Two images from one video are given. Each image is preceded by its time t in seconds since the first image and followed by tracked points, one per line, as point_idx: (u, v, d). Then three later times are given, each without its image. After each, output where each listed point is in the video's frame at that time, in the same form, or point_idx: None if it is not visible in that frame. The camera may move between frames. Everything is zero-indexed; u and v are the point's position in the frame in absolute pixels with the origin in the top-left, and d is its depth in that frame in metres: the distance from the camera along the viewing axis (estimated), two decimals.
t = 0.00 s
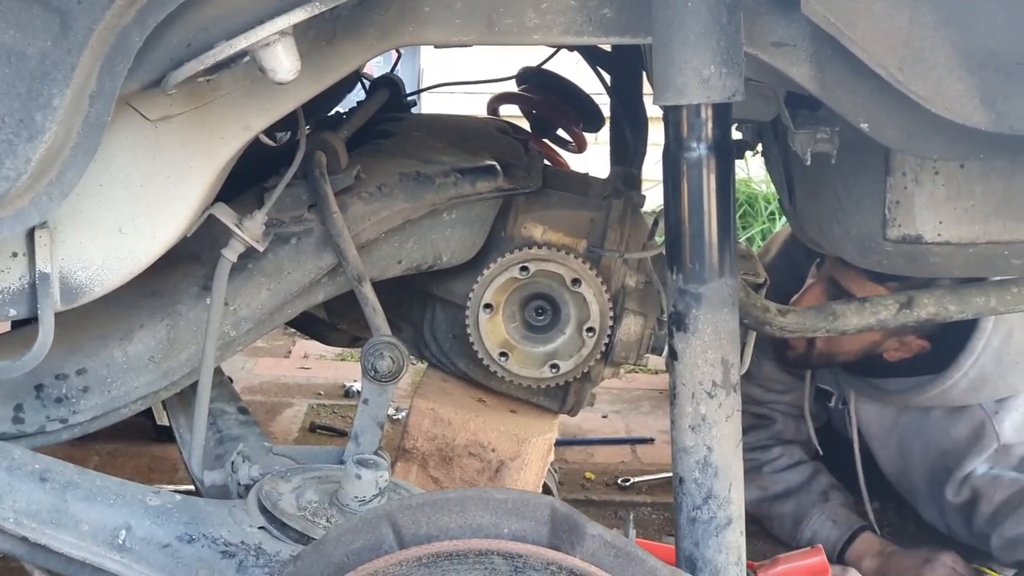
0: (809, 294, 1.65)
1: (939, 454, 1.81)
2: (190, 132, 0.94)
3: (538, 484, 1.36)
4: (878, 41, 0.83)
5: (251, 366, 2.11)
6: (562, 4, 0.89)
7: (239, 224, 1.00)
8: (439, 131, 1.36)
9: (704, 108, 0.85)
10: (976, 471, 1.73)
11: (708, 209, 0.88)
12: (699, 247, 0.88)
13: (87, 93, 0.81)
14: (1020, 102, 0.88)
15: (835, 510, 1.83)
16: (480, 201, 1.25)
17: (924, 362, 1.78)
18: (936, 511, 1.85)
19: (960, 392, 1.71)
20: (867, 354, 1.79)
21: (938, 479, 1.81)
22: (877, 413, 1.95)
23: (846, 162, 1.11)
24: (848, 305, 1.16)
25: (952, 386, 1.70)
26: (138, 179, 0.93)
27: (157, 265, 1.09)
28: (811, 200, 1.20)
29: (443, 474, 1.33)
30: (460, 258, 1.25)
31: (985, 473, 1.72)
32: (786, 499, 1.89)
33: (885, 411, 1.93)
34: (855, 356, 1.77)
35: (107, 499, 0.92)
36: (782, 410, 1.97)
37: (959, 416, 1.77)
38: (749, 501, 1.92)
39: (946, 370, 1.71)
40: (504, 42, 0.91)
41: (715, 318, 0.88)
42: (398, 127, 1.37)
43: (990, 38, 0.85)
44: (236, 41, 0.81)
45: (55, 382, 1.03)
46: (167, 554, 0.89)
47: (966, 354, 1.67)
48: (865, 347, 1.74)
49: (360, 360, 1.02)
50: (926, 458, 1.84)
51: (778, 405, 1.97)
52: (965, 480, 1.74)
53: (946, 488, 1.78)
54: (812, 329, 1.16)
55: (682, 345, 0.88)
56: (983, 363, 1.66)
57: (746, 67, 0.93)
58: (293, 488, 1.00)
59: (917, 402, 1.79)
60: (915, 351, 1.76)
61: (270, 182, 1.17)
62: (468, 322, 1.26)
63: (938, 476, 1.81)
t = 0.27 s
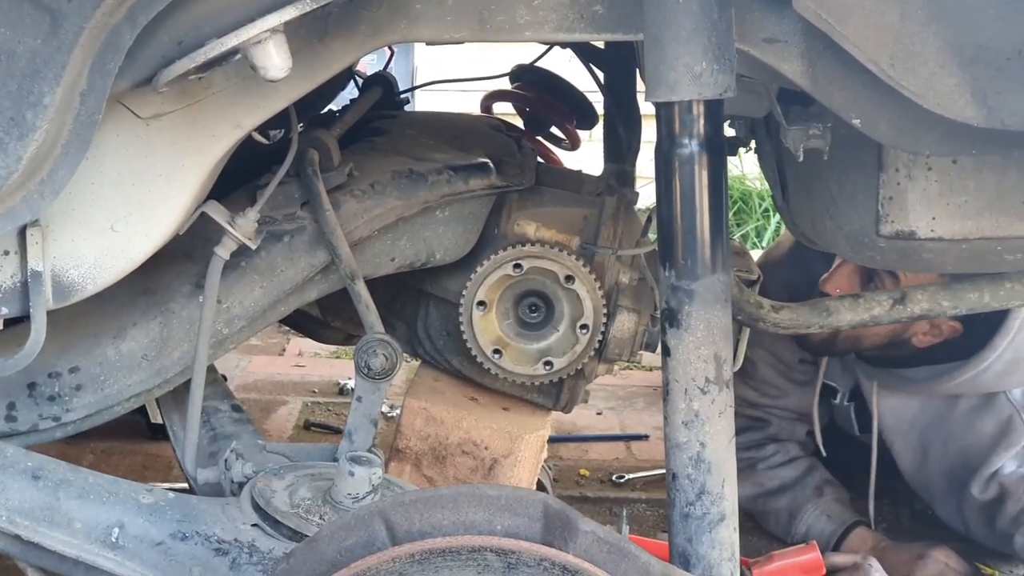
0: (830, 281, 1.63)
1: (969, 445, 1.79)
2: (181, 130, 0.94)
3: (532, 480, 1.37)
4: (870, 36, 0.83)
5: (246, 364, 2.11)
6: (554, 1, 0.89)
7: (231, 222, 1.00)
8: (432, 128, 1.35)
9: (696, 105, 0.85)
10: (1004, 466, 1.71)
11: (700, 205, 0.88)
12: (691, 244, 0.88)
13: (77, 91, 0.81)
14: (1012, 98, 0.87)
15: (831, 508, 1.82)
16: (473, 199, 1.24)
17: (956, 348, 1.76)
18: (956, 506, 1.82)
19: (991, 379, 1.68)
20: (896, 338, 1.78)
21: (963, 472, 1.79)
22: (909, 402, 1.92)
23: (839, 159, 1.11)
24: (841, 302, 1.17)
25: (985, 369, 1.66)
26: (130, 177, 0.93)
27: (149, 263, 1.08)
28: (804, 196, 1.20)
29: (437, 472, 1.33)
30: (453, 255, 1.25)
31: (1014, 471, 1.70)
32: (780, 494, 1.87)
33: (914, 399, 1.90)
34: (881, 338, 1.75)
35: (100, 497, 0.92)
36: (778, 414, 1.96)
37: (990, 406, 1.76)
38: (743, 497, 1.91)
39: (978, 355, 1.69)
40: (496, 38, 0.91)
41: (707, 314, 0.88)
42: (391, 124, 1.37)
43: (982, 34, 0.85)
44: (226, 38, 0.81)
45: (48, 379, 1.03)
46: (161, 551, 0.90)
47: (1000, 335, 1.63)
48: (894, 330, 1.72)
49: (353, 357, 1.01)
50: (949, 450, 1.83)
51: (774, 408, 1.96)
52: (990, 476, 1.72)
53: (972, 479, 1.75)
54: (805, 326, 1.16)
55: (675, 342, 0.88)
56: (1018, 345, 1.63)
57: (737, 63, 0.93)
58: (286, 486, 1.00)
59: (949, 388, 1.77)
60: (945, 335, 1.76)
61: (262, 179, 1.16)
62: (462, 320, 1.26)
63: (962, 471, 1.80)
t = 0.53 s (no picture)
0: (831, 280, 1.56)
1: (966, 443, 1.79)
2: (176, 124, 0.94)
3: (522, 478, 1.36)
4: (864, 30, 0.83)
5: (241, 359, 2.11)
6: None
7: (226, 216, 1.00)
8: (427, 123, 1.35)
9: (690, 99, 0.85)
10: (1000, 464, 1.72)
11: (694, 199, 0.88)
12: (685, 238, 0.88)
13: (72, 85, 0.80)
14: (1006, 92, 0.87)
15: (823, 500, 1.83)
16: (468, 193, 1.24)
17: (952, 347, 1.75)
18: (952, 504, 1.83)
19: (990, 381, 1.68)
20: (895, 335, 1.76)
21: (959, 470, 1.80)
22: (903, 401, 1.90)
23: (834, 154, 1.11)
24: (836, 296, 1.17)
25: (985, 370, 1.66)
26: (125, 172, 0.93)
27: (143, 257, 1.08)
28: (799, 191, 1.20)
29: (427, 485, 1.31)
30: (449, 250, 1.25)
31: (1009, 470, 1.72)
32: (774, 488, 1.88)
33: (910, 398, 1.89)
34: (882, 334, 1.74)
35: (95, 492, 0.92)
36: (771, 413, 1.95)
37: (987, 405, 1.76)
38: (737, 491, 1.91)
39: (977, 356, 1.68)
40: (490, 32, 0.90)
41: (702, 308, 0.88)
42: (386, 119, 1.37)
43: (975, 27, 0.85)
44: (221, 32, 0.80)
45: (42, 375, 1.03)
46: (156, 546, 0.89)
47: (1002, 336, 1.62)
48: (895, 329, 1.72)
49: (348, 352, 1.01)
50: (943, 447, 1.83)
51: (767, 409, 1.94)
52: (986, 475, 1.74)
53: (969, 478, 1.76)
54: (799, 320, 1.16)
55: (669, 336, 0.88)
56: (1018, 345, 1.62)
57: (731, 58, 0.93)
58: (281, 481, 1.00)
59: (947, 387, 1.75)
60: (943, 335, 1.74)
61: (256, 174, 1.16)
62: (457, 315, 1.25)
63: (959, 468, 1.80)
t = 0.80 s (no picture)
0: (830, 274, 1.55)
1: (961, 438, 1.78)
2: (168, 115, 0.93)
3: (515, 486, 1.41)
4: (858, 23, 0.82)
5: (234, 352, 2.12)
6: None
7: (217, 207, 0.99)
8: (422, 115, 1.35)
9: (684, 91, 0.85)
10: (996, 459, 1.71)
11: (688, 192, 0.88)
12: (678, 230, 0.88)
13: (64, 75, 0.80)
14: (1000, 86, 0.87)
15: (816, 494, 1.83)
16: (462, 186, 1.24)
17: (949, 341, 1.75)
18: (946, 498, 1.83)
19: (987, 375, 1.67)
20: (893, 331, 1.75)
21: (954, 464, 1.79)
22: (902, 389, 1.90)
23: (828, 148, 1.11)
24: (830, 290, 1.16)
25: (982, 364, 1.65)
26: (116, 163, 0.92)
27: (135, 249, 1.08)
28: (794, 184, 1.20)
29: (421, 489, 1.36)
30: (442, 243, 1.24)
31: (1004, 464, 1.71)
32: (767, 483, 1.88)
33: (906, 392, 1.87)
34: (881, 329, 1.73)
35: (84, 483, 0.92)
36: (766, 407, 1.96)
37: (982, 399, 1.75)
38: (731, 486, 1.91)
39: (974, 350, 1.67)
40: (483, 24, 0.90)
41: (695, 301, 0.88)
42: (380, 112, 1.36)
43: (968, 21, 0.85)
44: (213, 22, 0.79)
45: (33, 365, 1.03)
46: (146, 537, 0.89)
47: (999, 330, 1.62)
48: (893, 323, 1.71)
49: (340, 344, 1.01)
50: (939, 442, 1.82)
51: (762, 403, 1.95)
52: (981, 469, 1.73)
53: (964, 470, 1.75)
54: (793, 315, 1.16)
55: (662, 329, 0.88)
56: (1016, 339, 1.62)
57: (725, 50, 0.92)
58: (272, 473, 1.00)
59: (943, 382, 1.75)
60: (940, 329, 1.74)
61: (249, 166, 1.16)
62: (450, 308, 1.25)
63: (953, 461, 1.80)
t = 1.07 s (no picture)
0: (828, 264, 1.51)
1: (953, 436, 1.76)
2: (155, 108, 0.93)
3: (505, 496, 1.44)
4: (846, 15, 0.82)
5: (225, 348, 2.11)
6: None
7: (205, 200, 0.98)
8: (412, 109, 1.34)
9: (672, 83, 0.85)
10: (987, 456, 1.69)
11: (676, 185, 0.87)
12: (666, 223, 0.88)
13: (49, 64, 0.78)
14: (988, 79, 0.87)
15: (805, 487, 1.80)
16: (451, 180, 1.23)
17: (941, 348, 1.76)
18: (937, 496, 1.80)
19: (977, 383, 1.67)
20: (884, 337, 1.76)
21: (945, 461, 1.77)
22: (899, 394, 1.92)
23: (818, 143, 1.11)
24: (820, 285, 1.16)
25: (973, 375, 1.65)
26: (102, 155, 0.92)
27: (123, 242, 1.07)
28: (784, 178, 1.20)
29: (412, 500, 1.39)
30: (432, 237, 1.24)
31: (995, 460, 1.69)
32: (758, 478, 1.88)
33: (898, 393, 1.86)
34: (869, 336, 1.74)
35: (70, 477, 0.92)
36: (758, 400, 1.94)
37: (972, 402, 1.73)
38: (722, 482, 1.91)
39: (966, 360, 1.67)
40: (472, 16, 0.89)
41: (683, 294, 0.87)
42: (370, 105, 1.36)
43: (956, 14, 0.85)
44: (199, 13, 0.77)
45: (20, 359, 1.03)
46: (132, 531, 0.89)
47: (989, 342, 1.62)
48: (881, 331, 1.72)
49: (329, 338, 0.99)
50: (929, 442, 1.80)
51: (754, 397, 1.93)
52: (972, 465, 1.70)
53: (955, 467, 1.73)
54: (783, 308, 1.16)
55: (650, 322, 0.88)
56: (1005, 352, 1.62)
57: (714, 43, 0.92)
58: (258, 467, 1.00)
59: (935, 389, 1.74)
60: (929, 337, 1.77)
61: (237, 159, 1.15)
62: (440, 302, 1.25)
63: (944, 459, 1.77)
